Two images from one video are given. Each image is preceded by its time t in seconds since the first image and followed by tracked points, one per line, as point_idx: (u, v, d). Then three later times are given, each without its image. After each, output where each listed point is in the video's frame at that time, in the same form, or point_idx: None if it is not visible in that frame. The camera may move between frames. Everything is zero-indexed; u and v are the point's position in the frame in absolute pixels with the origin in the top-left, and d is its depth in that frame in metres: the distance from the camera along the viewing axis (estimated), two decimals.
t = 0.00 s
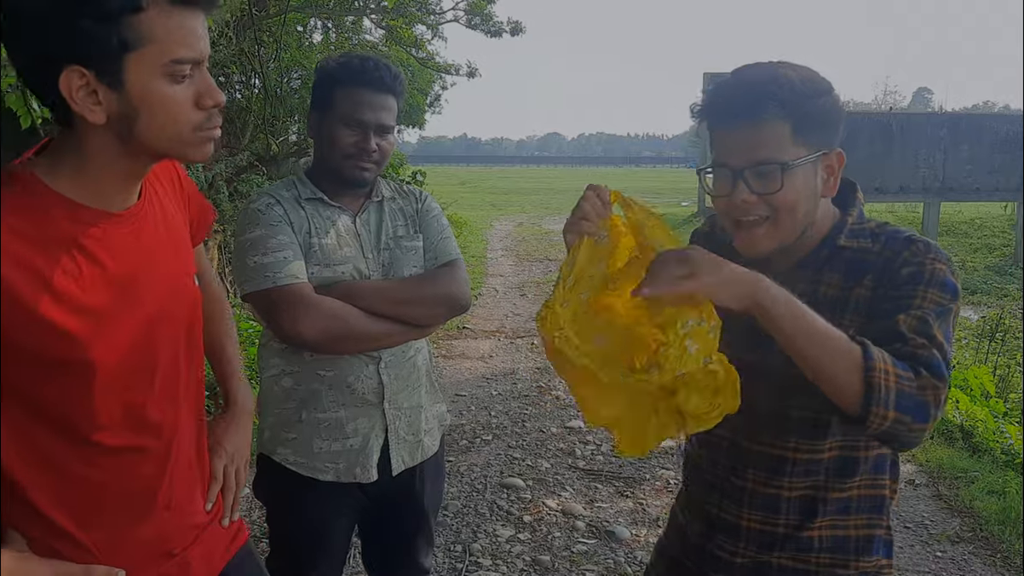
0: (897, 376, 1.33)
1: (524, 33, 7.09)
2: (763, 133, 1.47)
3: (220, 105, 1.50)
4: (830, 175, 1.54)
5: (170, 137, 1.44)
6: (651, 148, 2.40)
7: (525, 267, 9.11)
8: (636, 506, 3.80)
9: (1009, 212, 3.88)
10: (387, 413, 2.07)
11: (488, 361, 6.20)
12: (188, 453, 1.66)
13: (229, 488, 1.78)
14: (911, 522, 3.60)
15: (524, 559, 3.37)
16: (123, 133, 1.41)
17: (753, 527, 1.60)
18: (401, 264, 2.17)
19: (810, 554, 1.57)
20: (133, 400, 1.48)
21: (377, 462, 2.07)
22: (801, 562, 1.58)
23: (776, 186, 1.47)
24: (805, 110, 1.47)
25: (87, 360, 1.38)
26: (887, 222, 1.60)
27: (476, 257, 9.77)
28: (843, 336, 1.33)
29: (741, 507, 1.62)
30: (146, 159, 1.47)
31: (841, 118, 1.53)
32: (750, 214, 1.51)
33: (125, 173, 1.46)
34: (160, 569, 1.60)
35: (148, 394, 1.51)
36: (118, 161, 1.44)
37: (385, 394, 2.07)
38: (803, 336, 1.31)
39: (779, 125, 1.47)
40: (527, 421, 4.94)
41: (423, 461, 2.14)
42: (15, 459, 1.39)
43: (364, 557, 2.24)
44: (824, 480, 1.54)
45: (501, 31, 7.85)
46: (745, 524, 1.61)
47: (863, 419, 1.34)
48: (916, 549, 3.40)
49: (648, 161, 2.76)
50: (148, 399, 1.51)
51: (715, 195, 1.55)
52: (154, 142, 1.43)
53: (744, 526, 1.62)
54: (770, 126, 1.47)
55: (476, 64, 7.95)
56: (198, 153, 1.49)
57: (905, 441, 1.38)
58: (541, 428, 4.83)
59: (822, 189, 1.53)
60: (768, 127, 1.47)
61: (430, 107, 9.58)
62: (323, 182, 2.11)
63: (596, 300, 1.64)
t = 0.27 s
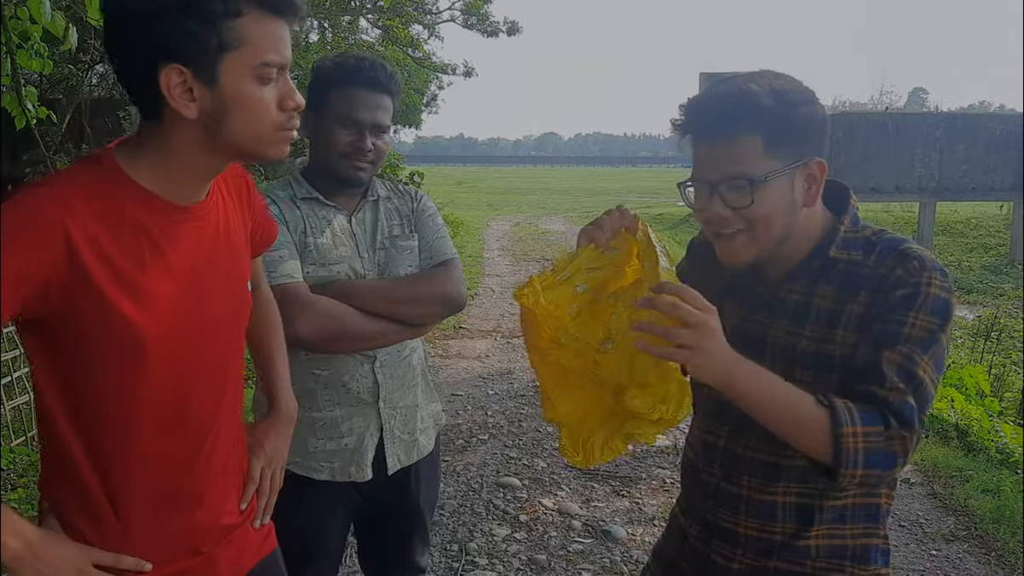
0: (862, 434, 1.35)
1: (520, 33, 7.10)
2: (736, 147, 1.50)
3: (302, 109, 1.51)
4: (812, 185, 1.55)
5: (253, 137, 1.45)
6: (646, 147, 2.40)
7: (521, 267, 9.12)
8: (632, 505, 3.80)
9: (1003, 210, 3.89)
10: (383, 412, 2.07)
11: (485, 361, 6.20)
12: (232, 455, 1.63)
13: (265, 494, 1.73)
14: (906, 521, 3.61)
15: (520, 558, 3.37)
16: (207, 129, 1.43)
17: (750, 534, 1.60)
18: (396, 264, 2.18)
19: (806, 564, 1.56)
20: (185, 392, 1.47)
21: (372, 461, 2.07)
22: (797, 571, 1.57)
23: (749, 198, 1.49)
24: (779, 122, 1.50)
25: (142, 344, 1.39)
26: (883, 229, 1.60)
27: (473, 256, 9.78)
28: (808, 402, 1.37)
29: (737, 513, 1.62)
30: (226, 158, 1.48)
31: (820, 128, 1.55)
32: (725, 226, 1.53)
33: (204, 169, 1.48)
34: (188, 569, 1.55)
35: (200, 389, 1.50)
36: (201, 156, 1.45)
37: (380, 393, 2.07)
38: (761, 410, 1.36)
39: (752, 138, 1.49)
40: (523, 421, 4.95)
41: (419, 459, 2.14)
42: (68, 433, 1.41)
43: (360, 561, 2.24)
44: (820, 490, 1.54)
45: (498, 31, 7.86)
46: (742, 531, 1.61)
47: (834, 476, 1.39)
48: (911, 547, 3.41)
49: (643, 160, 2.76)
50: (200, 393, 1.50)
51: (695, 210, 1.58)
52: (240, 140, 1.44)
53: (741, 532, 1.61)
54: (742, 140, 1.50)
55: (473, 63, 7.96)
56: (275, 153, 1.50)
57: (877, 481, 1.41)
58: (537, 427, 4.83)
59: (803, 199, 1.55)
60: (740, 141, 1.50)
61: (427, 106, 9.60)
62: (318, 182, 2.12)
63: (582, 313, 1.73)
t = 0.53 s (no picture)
0: (866, 447, 1.33)
1: (518, 33, 7.10)
2: (722, 154, 1.53)
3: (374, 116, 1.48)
4: (805, 184, 1.56)
5: (328, 138, 1.43)
6: (645, 147, 2.40)
7: (519, 267, 9.12)
8: (630, 505, 3.81)
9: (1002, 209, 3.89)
10: (381, 414, 2.08)
11: (483, 361, 6.20)
12: (276, 455, 1.59)
13: (303, 493, 1.65)
14: (904, 521, 3.61)
15: (519, 558, 3.38)
16: (286, 127, 1.43)
17: (747, 536, 1.61)
18: (394, 266, 2.18)
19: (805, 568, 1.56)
20: (238, 381, 1.45)
21: (370, 462, 2.07)
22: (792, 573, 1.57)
23: (738, 203, 1.51)
24: (763, 126, 1.51)
25: (200, 325, 1.37)
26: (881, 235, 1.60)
27: (471, 257, 9.78)
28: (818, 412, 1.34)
29: (734, 515, 1.63)
30: (301, 156, 1.46)
31: (807, 127, 1.56)
32: (719, 231, 1.54)
33: (278, 168, 1.47)
34: (211, 563, 1.49)
35: (250, 378, 1.47)
36: (279, 153, 1.45)
37: (378, 394, 2.08)
38: (760, 402, 1.33)
39: (736, 144, 1.51)
40: (522, 421, 4.95)
41: (417, 461, 2.14)
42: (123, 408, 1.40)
43: (359, 562, 2.24)
44: (816, 494, 1.54)
45: (496, 31, 7.87)
46: (739, 533, 1.62)
47: (833, 484, 1.36)
48: (909, 547, 3.42)
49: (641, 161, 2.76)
50: (252, 385, 1.47)
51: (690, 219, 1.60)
52: (318, 139, 1.43)
53: (738, 534, 1.62)
54: (728, 147, 1.52)
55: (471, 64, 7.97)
56: (347, 155, 1.47)
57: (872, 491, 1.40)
58: (536, 427, 4.84)
59: (796, 199, 1.56)
60: (726, 148, 1.52)
61: (425, 107, 9.61)
62: (317, 183, 2.12)
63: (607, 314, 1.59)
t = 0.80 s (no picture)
0: (888, 405, 1.30)
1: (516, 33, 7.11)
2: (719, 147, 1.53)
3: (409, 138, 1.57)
4: (802, 179, 1.55)
5: (369, 155, 1.49)
6: (642, 149, 2.41)
7: (518, 268, 9.13)
8: (628, 505, 3.82)
9: (999, 211, 3.90)
10: (380, 416, 2.09)
11: (481, 362, 6.21)
12: (274, 456, 1.59)
13: (297, 500, 1.66)
14: (901, 521, 3.63)
15: (517, 559, 3.39)
16: (331, 145, 1.47)
17: (743, 538, 1.63)
18: (393, 269, 2.19)
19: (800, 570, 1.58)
20: (246, 379, 1.45)
21: (369, 464, 2.08)
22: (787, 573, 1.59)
23: (731, 197, 1.52)
24: (759, 120, 1.52)
25: (217, 320, 1.38)
26: (879, 236, 1.62)
27: (469, 257, 9.79)
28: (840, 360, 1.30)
29: (729, 517, 1.65)
30: (338, 172, 1.50)
31: (808, 122, 1.55)
32: (713, 222, 1.55)
33: (317, 185, 1.49)
34: (199, 556, 1.49)
35: (258, 378, 1.47)
36: (319, 169, 1.48)
37: (377, 397, 2.09)
38: (781, 362, 1.30)
39: (732, 139, 1.52)
40: (520, 422, 4.96)
41: (416, 462, 2.15)
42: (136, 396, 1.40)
43: (359, 562, 2.26)
44: (812, 498, 1.54)
45: (494, 32, 7.88)
46: (734, 534, 1.64)
47: (849, 445, 1.31)
48: (906, 548, 3.43)
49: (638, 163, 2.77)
50: (259, 384, 1.48)
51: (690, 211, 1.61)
52: (359, 157, 1.49)
53: (736, 535, 1.64)
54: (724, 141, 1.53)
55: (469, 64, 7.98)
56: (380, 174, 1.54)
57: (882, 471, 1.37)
58: (534, 428, 4.85)
59: (793, 194, 1.56)
60: (723, 141, 1.53)
61: (423, 107, 9.62)
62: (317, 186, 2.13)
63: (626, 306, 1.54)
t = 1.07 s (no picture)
0: (850, 382, 1.31)
1: (515, 34, 7.11)
2: (721, 144, 1.54)
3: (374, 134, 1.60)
4: (802, 180, 1.56)
5: (330, 153, 1.53)
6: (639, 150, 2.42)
7: (516, 268, 9.12)
8: (626, 506, 3.83)
9: (997, 212, 3.91)
10: (378, 418, 2.09)
11: (480, 363, 6.22)
12: (254, 465, 1.62)
13: (278, 502, 1.68)
14: (899, 522, 3.63)
15: (515, 560, 3.40)
16: (292, 144, 1.51)
17: (739, 539, 1.63)
18: (391, 272, 2.20)
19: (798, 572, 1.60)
20: (223, 388, 1.48)
21: (368, 466, 2.08)
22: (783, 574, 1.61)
23: (732, 192, 1.52)
24: (763, 118, 1.53)
25: (194, 330, 1.41)
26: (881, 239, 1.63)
27: (468, 258, 9.78)
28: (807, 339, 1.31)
29: (726, 517, 1.65)
30: (303, 172, 1.54)
31: (807, 125, 1.57)
32: (713, 219, 1.55)
33: (278, 185, 1.53)
34: (185, 571, 1.51)
35: (236, 384, 1.50)
36: (280, 170, 1.52)
37: (376, 398, 2.09)
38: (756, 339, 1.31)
39: (733, 136, 1.54)
40: (518, 422, 4.97)
41: (415, 464, 2.16)
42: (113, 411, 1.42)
43: (355, 562, 2.26)
44: (808, 498, 1.56)
45: (493, 33, 7.90)
46: (731, 535, 1.64)
47: (812, 420, 1.33)
48: (903, 548, 3.44)
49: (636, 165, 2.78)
50: (236, 393, 1.51)
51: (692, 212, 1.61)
52: (322, 155, 1.52)
53: (734, 538, 1.64)
54: (726, 138, 1.54)
55: (469, 65, 7.98)
56: (347, 172, 1.56)
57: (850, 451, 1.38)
58: (532, 429, 4.86)
59: (792, 194, 1.56)
60: (724, 138, 1.54)
61: (423, 108, 9.61)
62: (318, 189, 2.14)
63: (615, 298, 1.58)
